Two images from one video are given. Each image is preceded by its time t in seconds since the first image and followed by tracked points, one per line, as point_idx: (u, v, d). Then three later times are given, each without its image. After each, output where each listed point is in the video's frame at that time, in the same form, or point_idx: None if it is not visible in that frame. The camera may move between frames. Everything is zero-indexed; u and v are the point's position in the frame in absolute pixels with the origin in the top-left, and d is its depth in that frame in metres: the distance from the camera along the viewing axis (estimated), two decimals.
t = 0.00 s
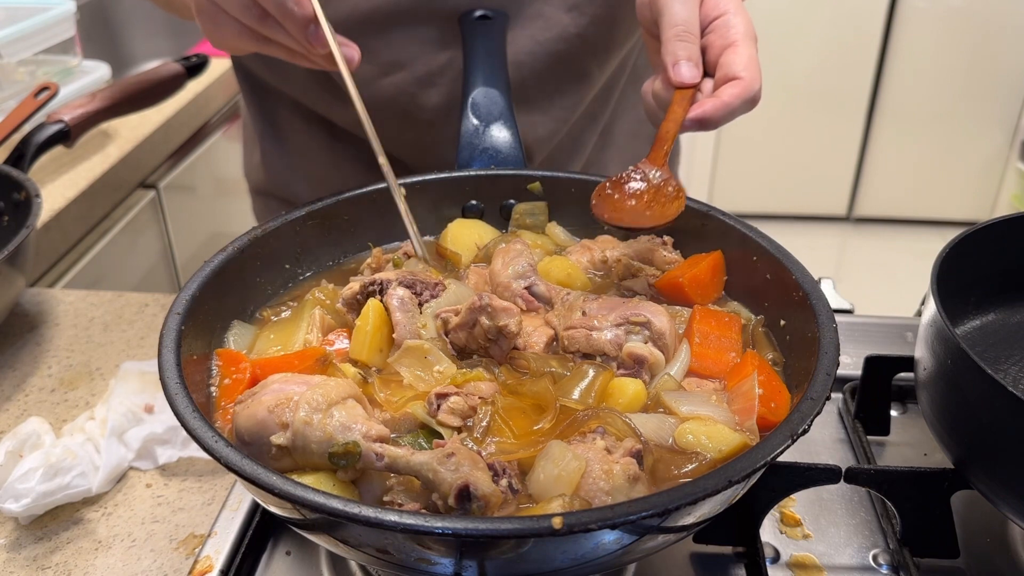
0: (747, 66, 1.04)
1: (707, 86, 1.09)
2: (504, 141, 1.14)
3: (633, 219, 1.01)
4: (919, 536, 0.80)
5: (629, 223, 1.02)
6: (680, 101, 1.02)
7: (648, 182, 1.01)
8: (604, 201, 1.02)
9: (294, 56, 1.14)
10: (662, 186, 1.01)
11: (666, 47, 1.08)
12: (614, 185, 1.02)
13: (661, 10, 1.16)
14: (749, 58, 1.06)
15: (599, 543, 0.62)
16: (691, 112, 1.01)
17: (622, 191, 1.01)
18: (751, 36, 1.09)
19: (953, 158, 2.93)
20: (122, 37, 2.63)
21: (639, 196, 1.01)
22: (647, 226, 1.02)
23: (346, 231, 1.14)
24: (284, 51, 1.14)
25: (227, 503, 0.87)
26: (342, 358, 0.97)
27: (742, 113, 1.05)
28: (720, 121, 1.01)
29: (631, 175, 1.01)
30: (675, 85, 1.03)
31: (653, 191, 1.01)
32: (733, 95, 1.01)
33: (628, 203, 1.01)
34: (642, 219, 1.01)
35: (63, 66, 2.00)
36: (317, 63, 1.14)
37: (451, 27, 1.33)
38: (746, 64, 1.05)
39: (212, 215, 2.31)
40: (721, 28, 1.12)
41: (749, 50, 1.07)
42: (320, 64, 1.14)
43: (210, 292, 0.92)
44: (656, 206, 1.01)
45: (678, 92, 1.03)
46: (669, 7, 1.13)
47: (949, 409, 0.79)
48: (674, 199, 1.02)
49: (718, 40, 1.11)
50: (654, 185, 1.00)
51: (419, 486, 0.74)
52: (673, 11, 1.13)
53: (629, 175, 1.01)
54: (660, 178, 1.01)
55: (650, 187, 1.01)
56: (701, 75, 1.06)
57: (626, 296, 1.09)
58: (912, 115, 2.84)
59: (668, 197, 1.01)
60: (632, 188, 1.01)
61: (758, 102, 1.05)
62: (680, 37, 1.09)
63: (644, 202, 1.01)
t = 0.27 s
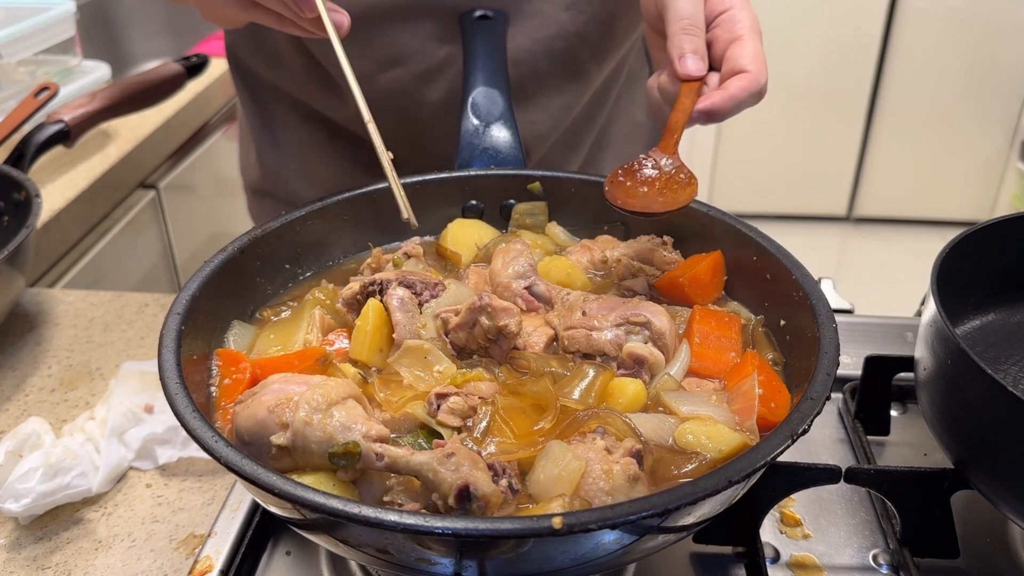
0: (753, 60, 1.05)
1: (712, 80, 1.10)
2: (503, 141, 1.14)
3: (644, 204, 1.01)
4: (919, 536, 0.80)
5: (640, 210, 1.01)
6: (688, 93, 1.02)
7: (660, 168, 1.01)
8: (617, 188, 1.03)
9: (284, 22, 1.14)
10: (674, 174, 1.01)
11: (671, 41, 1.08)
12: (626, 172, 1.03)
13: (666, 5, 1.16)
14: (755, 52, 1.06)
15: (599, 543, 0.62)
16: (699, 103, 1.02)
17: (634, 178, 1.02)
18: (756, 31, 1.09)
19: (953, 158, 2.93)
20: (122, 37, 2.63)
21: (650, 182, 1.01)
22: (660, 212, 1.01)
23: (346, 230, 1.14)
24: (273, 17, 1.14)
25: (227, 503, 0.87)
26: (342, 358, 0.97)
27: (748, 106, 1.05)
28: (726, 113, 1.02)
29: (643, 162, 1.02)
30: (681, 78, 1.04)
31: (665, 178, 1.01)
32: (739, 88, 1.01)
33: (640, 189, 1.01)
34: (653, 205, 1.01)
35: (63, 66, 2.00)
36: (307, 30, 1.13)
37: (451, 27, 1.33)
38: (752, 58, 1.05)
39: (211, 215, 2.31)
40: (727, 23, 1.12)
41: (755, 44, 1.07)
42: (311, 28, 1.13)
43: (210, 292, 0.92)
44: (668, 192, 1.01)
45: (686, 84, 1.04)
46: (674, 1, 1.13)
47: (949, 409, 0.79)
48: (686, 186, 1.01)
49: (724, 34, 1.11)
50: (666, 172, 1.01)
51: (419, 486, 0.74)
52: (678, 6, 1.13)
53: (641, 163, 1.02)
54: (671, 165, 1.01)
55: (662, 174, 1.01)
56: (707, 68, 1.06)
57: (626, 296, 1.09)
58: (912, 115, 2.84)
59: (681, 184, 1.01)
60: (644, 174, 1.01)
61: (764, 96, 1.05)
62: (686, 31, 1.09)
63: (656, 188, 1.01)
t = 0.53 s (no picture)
0: (754, 48, 1.05)
1: (714, 69, 1.10)
2: (503, 141, 1.14)
3: (640, 190, 1.00)
4: (919, 536, 0.80)
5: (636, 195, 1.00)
6: (687, 81, 1.03)
7: (655, 155, 1.01)
8: (612, 175, 1.02)
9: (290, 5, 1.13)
10: (669, 160, 1.00)
11: (671, 30, 1.08)
12: (621, 160, 1.02)
13: None
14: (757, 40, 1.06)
15: (599, 543, 0.62)
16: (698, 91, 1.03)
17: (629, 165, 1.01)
18: (758, 20, 1.09)
19: (953, 158, 2.93)
20: (122, 36, 2.63)
21: (646, 169, 1.01)
22: (651, 197, 0.99)
23: (346, 230, 1.14)
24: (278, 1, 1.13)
25: (227, 504, 0.87)
26: (342, 358, 0.97)
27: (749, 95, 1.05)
28: (726, 101, 1.03)
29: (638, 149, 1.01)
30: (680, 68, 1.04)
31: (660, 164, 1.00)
32: (740, 76, 1.02)
33: (635, 175, 1.01)
34: (649, 189, 1.00)
35: (63, 66, 2.00)
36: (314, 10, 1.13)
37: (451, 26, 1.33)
38: (753, 46, 1.05)
39: (211, 215, 2.31)
40: (729, 12, 1.12)
41: (756, 33, 1.07)
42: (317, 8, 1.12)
43: (210, 292, 0.92)
44: (663, 176, 1.00)
45: (687, 73, 1.04)
46: None
47: (949, 409, 0.79)
48: (681, 171, 1.00)
49: (726, 23, 1.11)
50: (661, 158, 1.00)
51: (419, 486, 0.74)
52: None
53: (635, 150, 1.01)
54: (666, 151, 1.00)
55: (658, 160, 1.01)
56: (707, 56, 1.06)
57: (626, 296, 1.09)
58: (913, 115, 2.84)
59: (676, 170, 1.00)
60: (639, 161, 1.01)
61: (765, 85, 1.06)
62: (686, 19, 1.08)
63: (651, 174, 1.00)
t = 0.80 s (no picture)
0: (763, 44, 1.05)
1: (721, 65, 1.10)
2: (503, 141, 1.14)
3: (646, 191, 0.99)
4: (919, 536, 0.80)
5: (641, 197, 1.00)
6: (695, 79, 1.02)
7: (661, 155, 1.00)
8: (617, 176, 1.01)
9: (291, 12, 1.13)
10: (676, 159, 1.00)
11: (678, 25, 1.07)
12: (627, 161, 1.02)
13: None
14: (764, 36, 1.06)
15: (599, 543, 0.62)
16: (706, 87, 1.02)
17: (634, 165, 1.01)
18: (766, 15, 1.10)
19: (953, 158, 2.93)
20: (122, 36, 2.63)
21: (652, 169, 1.00)
22: (657, 198, 1.00)
23: (346, 230, 1.14)
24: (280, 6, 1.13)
25: (227, 503, 0.87)
26: (342, 358, 0.97)
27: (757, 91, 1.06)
28: (735, 97, 1.02)
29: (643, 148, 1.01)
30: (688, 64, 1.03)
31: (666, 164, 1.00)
32: (749, 72, 1.02)
33: (641, 176, 1.00)
34: (654, 190, 1.00)
35: (63, 66, 2.00)
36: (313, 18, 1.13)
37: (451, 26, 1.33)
38: (762, 42, 1.05)
39: (211, 215, 2.31)
40: (737, 7, 1.12)
41: (765, 28, 1.07)
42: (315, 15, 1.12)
43: (210, 292, 0.92)
44: (670, 176, 0.99)
45: (694, 70, 1.03)
46: None
47: (949, 409, 0.79)
48: (687, 171, 0.99)
49: (735, 18, 1.11)
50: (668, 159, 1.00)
51: (419, 486, 0.74)
52: None
53: (641, 151, 1.01)
54: (673, 150, 1.00)
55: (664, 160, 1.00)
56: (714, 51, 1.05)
57: (626, 296, 1.09)
58: (913, 115, 2.84)
59: (683, 169, 0.99)
60: (645, 161, 1.00)
61: (773, 80, 1.06)
62: (693, 15, 1.07)
63: (658, 174, 1.00)
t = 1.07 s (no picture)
0: (751, 41, 1.05)
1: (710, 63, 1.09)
2: (503, 141, 1.14)
3: (623, 187, 1.01)
4: (919, 536, 0.80)
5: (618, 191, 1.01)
6: (681, 75, 1.03)
7: (638, 151, 1.02)
8: (594, 173, 1.03)
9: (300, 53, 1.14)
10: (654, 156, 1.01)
11: (665, 23, 1.07)
12: (604, 157, 1.04)
13: None
14: (752, 33, 1.06)
15: (599, 543, 0.62)
16: (690, 85, 1.02)
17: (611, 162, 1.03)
18: (755, 12, 1.09)
19: (953, 158, 2.93)
20: (122, 36, 2.63)
21: (630, 165, 1.02)
22: (633, 195, 1.00)
23: (346, 230, 1.14)
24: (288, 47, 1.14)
25: (226, 503, 0.87)
26: (342, 358, 0.97)
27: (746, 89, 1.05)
28: (722, 95, 1.01)
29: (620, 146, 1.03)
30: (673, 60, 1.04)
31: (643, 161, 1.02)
32: (735, 69, 1.01)
33: (618, 172, 1.02)
34: (631, 186, 1.01)
35: (63, 66, 2.00)
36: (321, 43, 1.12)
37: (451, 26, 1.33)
38: (750, 39, 1.05)
39: (211, 215, 2.31)
40: (727, 4, 1.12)
41: (753, 25, 1.07)
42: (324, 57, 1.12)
43: (210, 292, 0.92)
44: (647, 173, 1.01)
45: (680, 66, 1.04)
46: None
47: (948, 409, 0.79)
48: (665, 167, 1.01)
49: (724, 15, 1.11)
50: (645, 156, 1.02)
51: (419, 486, 0.74)
52: None
53: (619, 148, 1.03)
54: (651, 147, 1.01)
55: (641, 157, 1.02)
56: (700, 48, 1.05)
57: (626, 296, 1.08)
58: (913, 115, 2.84)
59: (660, 165, 1.01)
60: (622, 158, 1.02)
61: (762, 78, 1.05)
62: (679, 12, 1.08)
63: (636, 171, 1.01)
